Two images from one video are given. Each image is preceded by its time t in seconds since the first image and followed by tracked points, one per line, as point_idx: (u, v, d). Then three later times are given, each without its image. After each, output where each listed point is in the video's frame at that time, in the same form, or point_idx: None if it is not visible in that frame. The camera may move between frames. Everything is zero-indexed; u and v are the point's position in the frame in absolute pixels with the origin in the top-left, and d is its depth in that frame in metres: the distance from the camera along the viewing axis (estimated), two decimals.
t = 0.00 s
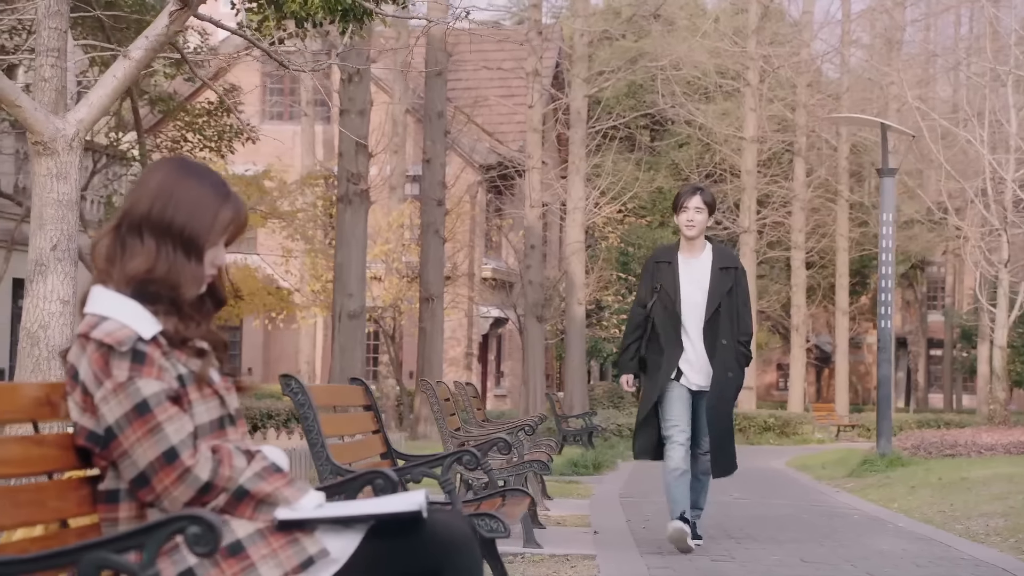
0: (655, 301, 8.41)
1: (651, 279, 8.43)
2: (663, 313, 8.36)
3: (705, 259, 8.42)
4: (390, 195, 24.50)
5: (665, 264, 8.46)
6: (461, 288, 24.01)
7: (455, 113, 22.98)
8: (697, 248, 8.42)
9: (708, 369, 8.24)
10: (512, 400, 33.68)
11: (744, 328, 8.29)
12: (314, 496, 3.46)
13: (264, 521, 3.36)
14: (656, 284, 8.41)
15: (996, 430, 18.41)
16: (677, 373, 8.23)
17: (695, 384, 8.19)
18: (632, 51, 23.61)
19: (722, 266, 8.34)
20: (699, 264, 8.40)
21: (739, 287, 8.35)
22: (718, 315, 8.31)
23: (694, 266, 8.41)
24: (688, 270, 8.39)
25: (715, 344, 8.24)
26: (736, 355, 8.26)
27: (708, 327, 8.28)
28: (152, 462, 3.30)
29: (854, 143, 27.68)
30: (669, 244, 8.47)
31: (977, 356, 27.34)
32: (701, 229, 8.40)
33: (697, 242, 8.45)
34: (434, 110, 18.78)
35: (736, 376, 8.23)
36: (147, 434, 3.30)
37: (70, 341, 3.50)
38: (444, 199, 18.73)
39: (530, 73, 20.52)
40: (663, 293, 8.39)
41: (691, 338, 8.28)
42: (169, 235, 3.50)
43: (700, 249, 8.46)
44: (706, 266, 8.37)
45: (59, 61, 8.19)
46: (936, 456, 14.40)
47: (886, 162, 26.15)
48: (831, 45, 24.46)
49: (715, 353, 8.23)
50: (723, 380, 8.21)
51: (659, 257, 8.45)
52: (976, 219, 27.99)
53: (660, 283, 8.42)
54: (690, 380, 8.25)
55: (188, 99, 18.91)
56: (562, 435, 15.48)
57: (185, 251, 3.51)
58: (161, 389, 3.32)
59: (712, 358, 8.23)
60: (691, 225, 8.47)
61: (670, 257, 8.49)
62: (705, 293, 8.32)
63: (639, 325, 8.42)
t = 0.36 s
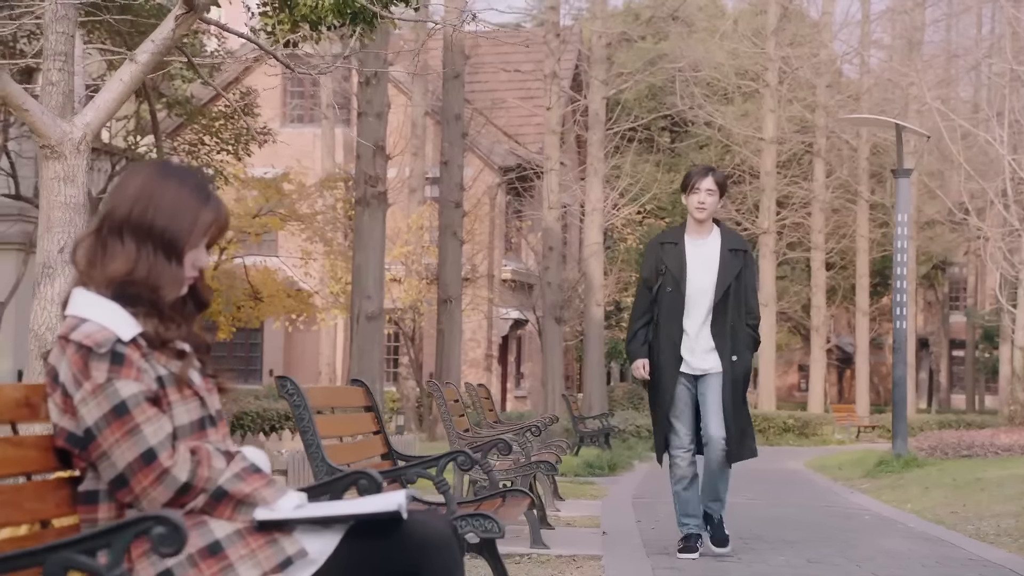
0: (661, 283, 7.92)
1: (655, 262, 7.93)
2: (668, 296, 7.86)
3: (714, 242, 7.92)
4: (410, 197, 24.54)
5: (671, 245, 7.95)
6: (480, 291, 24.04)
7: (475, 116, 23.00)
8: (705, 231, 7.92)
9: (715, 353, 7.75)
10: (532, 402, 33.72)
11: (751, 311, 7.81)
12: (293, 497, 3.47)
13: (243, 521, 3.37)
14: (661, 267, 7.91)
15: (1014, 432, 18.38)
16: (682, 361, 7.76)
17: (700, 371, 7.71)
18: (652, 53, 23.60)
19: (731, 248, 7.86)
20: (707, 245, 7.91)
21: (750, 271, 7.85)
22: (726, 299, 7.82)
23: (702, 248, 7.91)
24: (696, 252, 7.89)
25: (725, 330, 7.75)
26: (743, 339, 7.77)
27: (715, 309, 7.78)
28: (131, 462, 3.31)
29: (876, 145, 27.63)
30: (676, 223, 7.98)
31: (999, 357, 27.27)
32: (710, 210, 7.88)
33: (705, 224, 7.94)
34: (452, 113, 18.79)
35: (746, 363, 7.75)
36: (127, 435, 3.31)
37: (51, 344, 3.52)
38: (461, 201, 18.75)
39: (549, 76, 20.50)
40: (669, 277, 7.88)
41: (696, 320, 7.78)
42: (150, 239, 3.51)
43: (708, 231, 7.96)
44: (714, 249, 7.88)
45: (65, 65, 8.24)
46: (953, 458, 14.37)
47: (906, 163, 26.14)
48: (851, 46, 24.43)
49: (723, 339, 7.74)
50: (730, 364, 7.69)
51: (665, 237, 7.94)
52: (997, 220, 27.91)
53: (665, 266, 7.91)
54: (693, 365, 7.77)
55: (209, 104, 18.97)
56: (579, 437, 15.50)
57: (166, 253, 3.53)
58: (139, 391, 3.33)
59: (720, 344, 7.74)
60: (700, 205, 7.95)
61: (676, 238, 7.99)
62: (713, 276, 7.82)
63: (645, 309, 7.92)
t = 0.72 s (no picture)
0: (678, 288, 7.62)
1: (672, 267, 7.66)
2: (683, 302, 7.55)
3: (736, 250, 7.61)
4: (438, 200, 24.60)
5: (691, 250, 7.64)
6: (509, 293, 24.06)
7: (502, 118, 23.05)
8: (726, 237, 7.60)
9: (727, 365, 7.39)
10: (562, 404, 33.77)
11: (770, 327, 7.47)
12: (280, 498, 3.48)
13: (230, 521, 3.38)
14: (678, 271, 7.63)
15: None
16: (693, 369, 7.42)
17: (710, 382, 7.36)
18: (680, 56, 23.60)
19: (752, 258, 7.53)
20: (728, 253, 7.59)
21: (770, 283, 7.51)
22: (744, 309, 7.47)
23: (722, 256, 7.60)
24: (715, 260, 7.58)
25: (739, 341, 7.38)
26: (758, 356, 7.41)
27: (731, 317, 7.43)
28: (119, 463, 3.33)
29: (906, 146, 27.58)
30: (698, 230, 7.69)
31: None
32: (731, 216, 7.57)
33: (727, 231, 7.63)
34: (478, 116, 18.82)
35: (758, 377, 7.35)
36: (114, 437, 3.33)
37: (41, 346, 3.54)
38: (488, 204, 18.79)
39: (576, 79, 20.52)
40: (687, 282, 7.58)
41: (710, 328, 7.44)
42: (139, 242, 3.54)
43: (731, 239, 7.64)
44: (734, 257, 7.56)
45: (83, 70, 8.31)
46: (977, 460, 14.35)
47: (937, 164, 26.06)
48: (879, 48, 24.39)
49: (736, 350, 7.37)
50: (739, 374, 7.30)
51: (685, 241, 7.65)
52: None
53: (683, 270, 7.61)
54: (705, 375, 7.41)
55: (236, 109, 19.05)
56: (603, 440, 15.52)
57: (156, 257, 3.56)
58: (127, 393, 3.35)
59: (733, 355, 7.36)
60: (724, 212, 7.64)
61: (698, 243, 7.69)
62: (730, 285, 7.50)
63: (659, 314, 7.61)
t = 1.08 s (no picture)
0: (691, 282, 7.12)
1: (685, 261, 7.16)
2: (697, 296, 7.05)
3: (749, 237, 7.07)
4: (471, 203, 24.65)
5: (703, 242, 7.13)
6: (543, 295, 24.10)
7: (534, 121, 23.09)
8: (738, 225, 7.08)
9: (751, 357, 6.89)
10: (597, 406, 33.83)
11: (796, 314, 6.92)
12: (276, 498, 3.50)
13: (225, 521, 3.39)
14: (690, 266, 7.12)
15: None
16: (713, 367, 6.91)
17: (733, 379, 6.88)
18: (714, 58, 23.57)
19: (767, 243, 6.99)
20: (741, 241, 7.06)
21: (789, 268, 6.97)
22: (764, 299, 6.95)
23: (735, 244, 7.07)
24: (728, 249, 7.06)
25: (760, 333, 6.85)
26: (785, 345, 6.85)
27: (750, 309, 6.92)
28: (115, 464, 3.34)
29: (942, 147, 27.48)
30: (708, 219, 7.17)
31: None
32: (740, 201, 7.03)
33: (738, 217, 7.10)
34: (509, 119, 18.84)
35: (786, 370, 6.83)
36: (110, 437, 3.34)
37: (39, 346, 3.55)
38: (519, 206, 18.82)
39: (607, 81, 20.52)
40: (700, 275, 7.07)
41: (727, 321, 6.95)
42: (136, 244, 3.57)
43: (743, 226, 7.11)
44: (748, 244, 7.03)
45: (106, 75, 8.37)
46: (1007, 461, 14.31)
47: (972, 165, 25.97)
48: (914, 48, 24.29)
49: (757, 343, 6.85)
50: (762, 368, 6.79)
51: (696, 233, 7.13)
52: None
53: (695, 264, 7.10)
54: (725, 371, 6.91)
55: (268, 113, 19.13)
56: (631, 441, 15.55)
57: (153, 259, 3.59)
58: (123, 394, 3.36)
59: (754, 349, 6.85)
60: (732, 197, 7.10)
61: (709, 233, 7.16)
62: (745, 275, 6.98)
63: (671, 312, 7.15)
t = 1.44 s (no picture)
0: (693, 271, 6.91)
1: (686, 250, 6.94)
2: (698, 283, 6.82)
3: (753, 222, 6.88)
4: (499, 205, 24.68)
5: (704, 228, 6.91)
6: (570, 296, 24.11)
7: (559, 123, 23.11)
8: (742, 210, 6.89)
9: (754, 350, 6.71)
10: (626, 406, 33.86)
11: (799, 304, 6.80)
12: (266, 498, 3.49)
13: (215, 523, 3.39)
14: (691, 254, 6.89)
15: None
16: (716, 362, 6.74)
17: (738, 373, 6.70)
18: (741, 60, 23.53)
19: (774, 229, 6.80)
20: (745, 227, 6.87)
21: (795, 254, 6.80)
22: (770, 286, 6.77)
23: (739, 231, 6.88)
24: (732, 236, 6.86)
25: (765, 327, 6.69)
26: (789, 337, 6.73)
27: (755, 301, 6.74)
28: (107, 466, 3.33)
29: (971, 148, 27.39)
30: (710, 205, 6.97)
31: None
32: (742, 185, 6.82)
33: (741, 202, 6.90)
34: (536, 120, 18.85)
35: (791, 364, 6.72)
36: (102, 438, 3.33)
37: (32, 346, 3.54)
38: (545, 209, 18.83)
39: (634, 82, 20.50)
40: (701, 263, 6.84)
41: (731, 311, 6.76)
42: (129, 246, 3.56)
43: (747, 211, 6.93)
44: (752, 231, 6.84)
45: (123, 79, 8.40)
46: None
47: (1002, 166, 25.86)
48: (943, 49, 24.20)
49: (763, 337, 6.69)
50: (769, 364, 6.63)
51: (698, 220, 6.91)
52: None
53: (696, 252, 6.89)
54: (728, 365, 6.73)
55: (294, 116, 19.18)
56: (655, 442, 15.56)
57: (147, 262, 3.58)
58: (114, 396, 3.34)
59: (759, 343, 6.69)
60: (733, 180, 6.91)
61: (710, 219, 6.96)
62: (749, 263, 6.79)
63: (675, 301, 6.93)
